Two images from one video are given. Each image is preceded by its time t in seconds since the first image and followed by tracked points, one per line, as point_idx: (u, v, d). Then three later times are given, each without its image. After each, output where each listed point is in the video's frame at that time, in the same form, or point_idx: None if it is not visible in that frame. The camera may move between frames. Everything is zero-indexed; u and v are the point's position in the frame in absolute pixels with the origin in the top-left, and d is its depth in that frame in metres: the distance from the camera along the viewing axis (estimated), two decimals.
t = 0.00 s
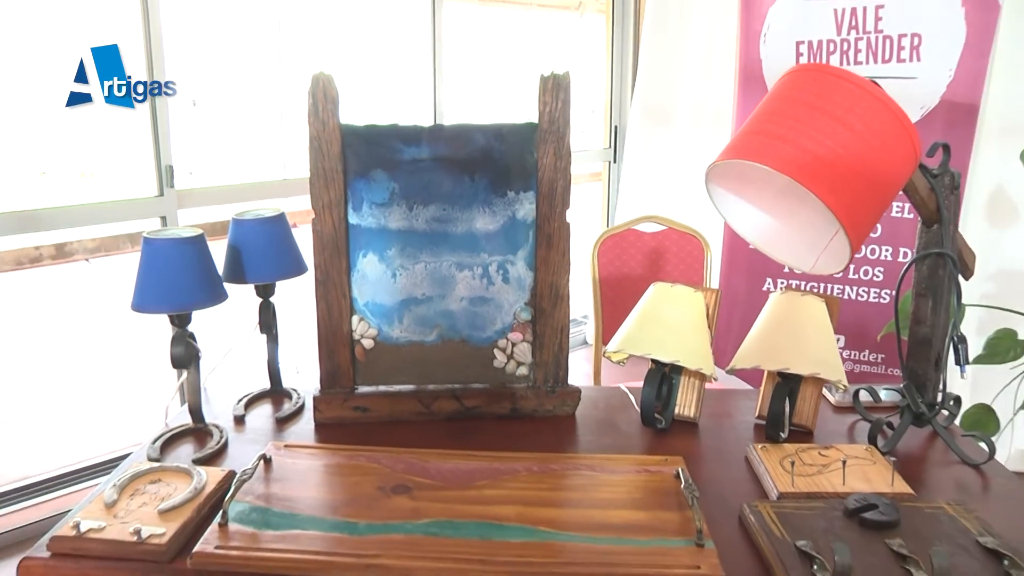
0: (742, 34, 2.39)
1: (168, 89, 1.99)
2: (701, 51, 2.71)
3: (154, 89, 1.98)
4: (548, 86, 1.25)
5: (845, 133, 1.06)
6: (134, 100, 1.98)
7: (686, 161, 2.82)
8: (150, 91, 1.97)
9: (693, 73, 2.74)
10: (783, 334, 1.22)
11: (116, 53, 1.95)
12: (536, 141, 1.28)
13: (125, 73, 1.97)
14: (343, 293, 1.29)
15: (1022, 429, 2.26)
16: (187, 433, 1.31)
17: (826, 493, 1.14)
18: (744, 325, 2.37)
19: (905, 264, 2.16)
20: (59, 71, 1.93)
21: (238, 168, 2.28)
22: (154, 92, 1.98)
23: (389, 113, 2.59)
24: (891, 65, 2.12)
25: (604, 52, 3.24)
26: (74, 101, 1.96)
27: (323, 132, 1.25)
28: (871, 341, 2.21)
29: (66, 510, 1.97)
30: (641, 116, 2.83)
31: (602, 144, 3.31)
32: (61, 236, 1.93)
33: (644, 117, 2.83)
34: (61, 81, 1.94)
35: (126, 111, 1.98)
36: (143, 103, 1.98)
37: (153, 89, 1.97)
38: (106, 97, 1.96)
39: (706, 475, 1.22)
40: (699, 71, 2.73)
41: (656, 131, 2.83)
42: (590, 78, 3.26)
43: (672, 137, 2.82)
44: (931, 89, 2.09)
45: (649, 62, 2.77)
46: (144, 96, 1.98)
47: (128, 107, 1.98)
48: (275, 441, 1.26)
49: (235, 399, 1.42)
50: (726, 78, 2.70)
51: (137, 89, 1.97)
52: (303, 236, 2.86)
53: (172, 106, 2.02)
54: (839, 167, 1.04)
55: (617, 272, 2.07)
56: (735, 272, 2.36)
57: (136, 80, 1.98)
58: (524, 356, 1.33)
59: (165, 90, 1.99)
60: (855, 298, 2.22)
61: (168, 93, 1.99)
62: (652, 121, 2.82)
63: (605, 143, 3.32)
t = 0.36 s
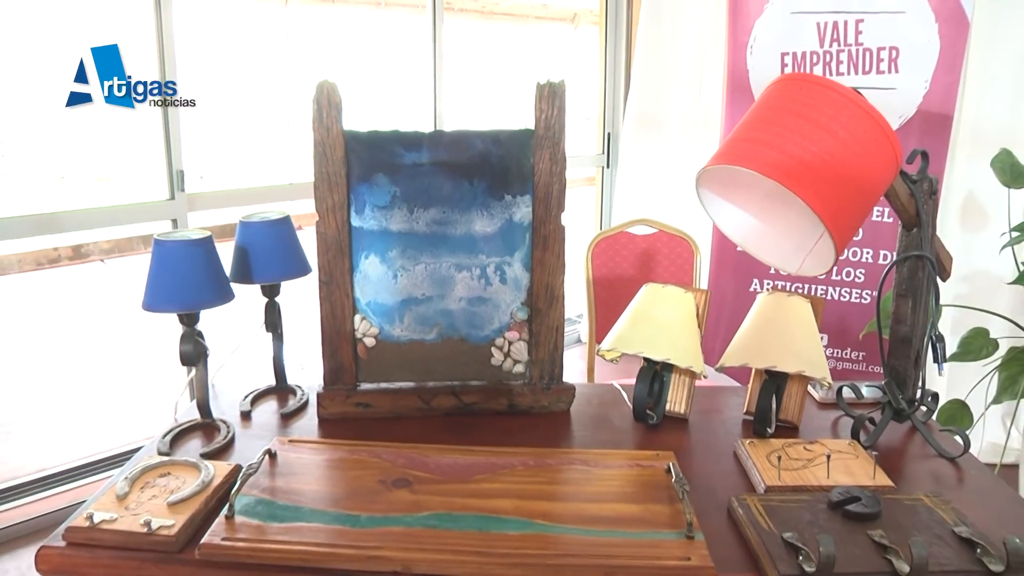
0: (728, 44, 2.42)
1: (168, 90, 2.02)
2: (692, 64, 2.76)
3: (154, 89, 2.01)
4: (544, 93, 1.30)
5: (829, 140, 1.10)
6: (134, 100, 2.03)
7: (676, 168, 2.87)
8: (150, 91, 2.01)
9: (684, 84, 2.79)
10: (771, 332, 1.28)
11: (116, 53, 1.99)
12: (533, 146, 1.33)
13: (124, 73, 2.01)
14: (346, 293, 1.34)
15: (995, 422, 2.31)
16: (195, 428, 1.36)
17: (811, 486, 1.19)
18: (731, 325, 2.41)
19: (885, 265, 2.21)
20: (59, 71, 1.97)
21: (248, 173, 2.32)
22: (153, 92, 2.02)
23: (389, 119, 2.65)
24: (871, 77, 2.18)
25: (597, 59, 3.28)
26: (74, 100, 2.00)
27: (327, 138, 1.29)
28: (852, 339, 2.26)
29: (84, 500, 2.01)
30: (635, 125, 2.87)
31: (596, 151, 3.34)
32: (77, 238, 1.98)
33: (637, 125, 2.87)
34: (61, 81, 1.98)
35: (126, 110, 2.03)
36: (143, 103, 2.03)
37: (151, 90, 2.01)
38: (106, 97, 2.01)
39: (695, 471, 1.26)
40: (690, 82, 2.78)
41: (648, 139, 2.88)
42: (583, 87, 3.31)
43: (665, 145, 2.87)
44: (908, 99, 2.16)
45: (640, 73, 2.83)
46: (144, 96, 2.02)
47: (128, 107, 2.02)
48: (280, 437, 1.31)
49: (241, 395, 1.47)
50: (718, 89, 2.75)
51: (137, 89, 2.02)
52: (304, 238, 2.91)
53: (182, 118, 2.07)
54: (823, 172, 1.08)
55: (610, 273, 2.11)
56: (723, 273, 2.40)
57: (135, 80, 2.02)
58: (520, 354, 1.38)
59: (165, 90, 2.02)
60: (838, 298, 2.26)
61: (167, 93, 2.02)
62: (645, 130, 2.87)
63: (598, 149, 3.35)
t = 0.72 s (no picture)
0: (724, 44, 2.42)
1: (167, 90, 2.03)
2: (688, 68, 2.77)
3: (154, 89, 2.02)
4: (539, 94, 1.29)
5: (824, 140, 1.10)
6: (134, 100, 2.03)
7: (673, 169, 2.88)
8: (150, 91, 2.02)
9: (680, 86, 2.79)
10: (767, 333, 1.27)
11: (116, 53, 1.99)
12: (528, 147, 1.33)
13: (124, 73, 2.01)
14: (341, 295, 1.33)
15: (992, 421, 2.31)
16: (190, 431, 1.35)
17: (809, 487, 1.18)
18: (728, 325, 2.41)
19: (882, 265, 2.21)
20: (59, 71, 1.97)
21: (244, 175, 2.32)
22: (153, 92, 2.02)
23: (385, 121, 2.65)
24: (867, 76, 2.18)
25: (592, 60, 3.28)
26: (74, 101, 2.01)
27: (322, 139, 1.28)
28: (849, 339, 2.26)
29: (79, 504, 2.01)
30: (633, 127, 2.87)
31: (591, 152, 3.35)
32: (71, 241, 1.98)
33: (634, 127, 2.87)
34: (61, 81, 1.98)
35: (126, 110, 2.04)
36: (143, 103, 2.03)
37: (152, 90, 2.02)
38: (106, 97, 2.02)
39: (693, 473, 1.26)
40: (686, 84, 2.78)
41: (646, 141, 2.87)
42: (579, 89, 3.31)
43: (662, 147, 2.87)
44: (904, 99, 2.16)
45: (636, 76, 2.83)
46: (144, 96, 2.02)
47: (128, 106, 2.03)
48: (276, 440, 1.31)
49: (237, 398, 1.47)
50: (713, 92, 2.76)
51: (137, 89, 2.02)
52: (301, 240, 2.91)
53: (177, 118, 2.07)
54: (821, 171, 1.08)
55: (606, 274, 2.11)
56: (719, 273, 2.40)
57: (135, 80, 2.03)
58: (517, 356, 1.37)
59: (164, 91, 2.02)
60: (834, 299, 2.26)
61: (165, 94, 2.03)
62: (642, 132, 2.86)
63: (594, 151, 3.35)
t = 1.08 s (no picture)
0: (718, 52, 2.42)
1: (168, 90, 2.05)
2: (684, 76, 2.78)
3: (154, 89, 2.02)
4: (533, 102, 1.30)
5: (817, 149, 1.10)
6: (134, 100, 2.02)
7: (667, 178, 2.89)
8: (151, 91, 2.02)
9: (676, 95, 2.80)
10: (760, 340, 1.28)
11: (116, 53, 1.98)
12: (522, 155, 1.33)
13: (124, 73, 2.00)
14: (334, 303, 1.33)
15: (985, 428, 2.32)
16: (183, 439, 1.35)
17: (803, 496, 1.18)
18: (721, 332, 2.41)
19: (875, 273, 2.22)
20: (60, 71, 1.97)
21: (238, 182, 2.32)
22: (154, 92, 2.02)
23: (379, 129, 2.66)
24: (859, 85, 2.19)
25: (587, 68, 3.29)
26: (75, 101, 2.01)
27: (316, 146, 1.28)
28: (843, 347, 2.27)
29: (69, 512, 2.00)
30: (629, 135, 2.87)
31: (585, 159, 3.35)
32: (64, 248, 1.97)
33: (630, 135, 2.88)
34: (62, 82, 1.98)
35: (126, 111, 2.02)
36: (143, 103, 2.02)
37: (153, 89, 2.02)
38: (105, 97, 2.00)
39: (686, 481, 1.26)
40: (681, 92, 2.79)
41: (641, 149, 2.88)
42: (573, 97, 3.31)
43: (656, 154, 2.88)
44: (898, 107, 2.17)
45: (632, 83, 2.83)
46: (144, 96, 2.01)
47: (128, 106, 2.01)
48: (269, 448, 1.30)
49: (230, 406, 1.46)
50: (707, 100, 2.77)
51: (137, 89, 2.01)
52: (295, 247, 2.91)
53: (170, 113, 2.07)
54: (814, 181, 1.08)
55: (600, 282, 2.11)
56: (713, 281, 2.41)
57: (135, 80, 2.02)
58: (510, 364, 1.37)
59: (164, 90, 2.04)
60: (828, 306, 2.27)
61: (167, 93, 2.05)
62: (638, 139, 2.87)
63: (588, 158, 3.36)
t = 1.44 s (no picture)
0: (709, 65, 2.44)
1: (168, 90, 2.07)
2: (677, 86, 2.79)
3: (154, 90, 2.03)
4: (525, 117, 1.31)
5: (806, 162, 1.11)
6: (134, 100, 2.01)
7: (660, 189, 2.90)
8: (150, 91, 2.01)
9: (670, 106, 2.82)
10: (752, 352, 1.29)
11: (117, 52, 1.99)
12: (514, 170, 1.34)
13: (124, 73, 2.00)
14: (328, 318, 1.34)
15: (978, 436, 2.32)
16: (177, 454, 1.35)
17: (796, 506, 1.19)
18: (714, 342, 2.42)
19: (866, 282, 2.24)
20: (60, 71, 2.00)
21: (232, 196, 2.33)
22: (153, 92, 2.02)
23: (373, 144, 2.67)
24: (849, 96, 2.21)
25: (578, 80, 3.31)
26: (74, 102, 2.03)
27: (309, 162, 1.29)
28: (835, 356, 2.28)
29: (63, 529, 1.99)
30: (623, 147, 2.89)
31: (578, 171, 3.37)
32: (58, 263, 1.97)
33: (624, 147, 2.89)
34: (61, 82, 2.01)
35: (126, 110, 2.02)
36: (144, 103, 2.02)
37: (152, 90, 2.02)
38: (105, 97, 2.01)
39: (680, 492, 1.26)
40: (675, 103, 2.81)
41: (635, 162, 2.89)
42: (564, 108, 3.33)
43: (652, 166, 2.89)
44: (887, 118, 2.19)
45: (627, 95, 2.84)
46: (144, 96, 2.01)
47: (128, 106, 2.01)
48: (264, 462, 1.31)
49: (224, 422, 1.47)
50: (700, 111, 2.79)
51: (137, 89, 2.00)
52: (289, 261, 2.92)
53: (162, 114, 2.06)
54: (805, 194, 1.09)
55: (593, 294, 2.12)
56: (705, 291, 2.42)
57: (135, 80, 2.01)
58: (504, 377, 1.38)
59: (164, 91, 2.06)
60: (820, 316, 2.28)
61: (167, 94, 2.07)
62: (631, 151, 2.89)
63: (581, 170, 3.38)
